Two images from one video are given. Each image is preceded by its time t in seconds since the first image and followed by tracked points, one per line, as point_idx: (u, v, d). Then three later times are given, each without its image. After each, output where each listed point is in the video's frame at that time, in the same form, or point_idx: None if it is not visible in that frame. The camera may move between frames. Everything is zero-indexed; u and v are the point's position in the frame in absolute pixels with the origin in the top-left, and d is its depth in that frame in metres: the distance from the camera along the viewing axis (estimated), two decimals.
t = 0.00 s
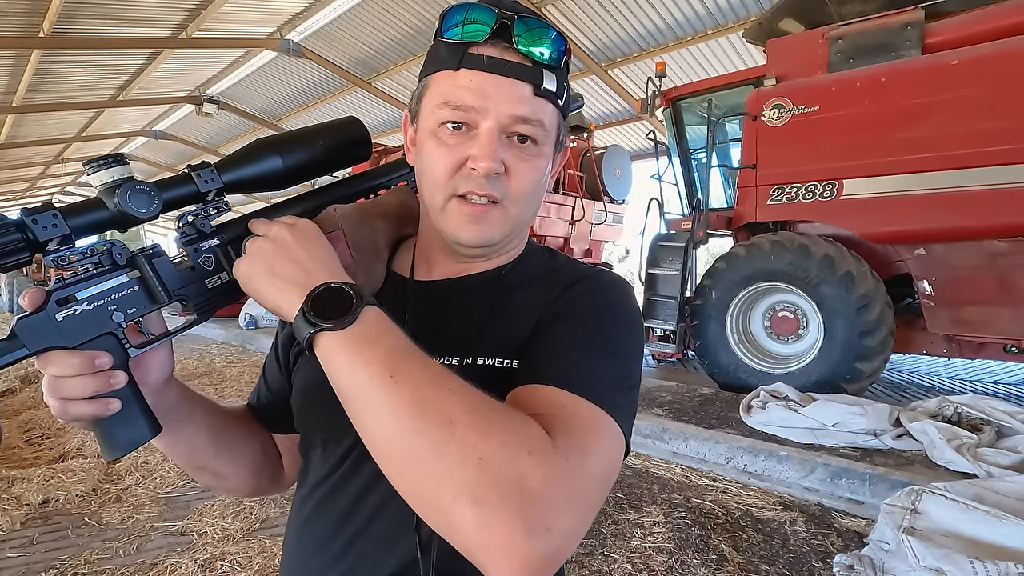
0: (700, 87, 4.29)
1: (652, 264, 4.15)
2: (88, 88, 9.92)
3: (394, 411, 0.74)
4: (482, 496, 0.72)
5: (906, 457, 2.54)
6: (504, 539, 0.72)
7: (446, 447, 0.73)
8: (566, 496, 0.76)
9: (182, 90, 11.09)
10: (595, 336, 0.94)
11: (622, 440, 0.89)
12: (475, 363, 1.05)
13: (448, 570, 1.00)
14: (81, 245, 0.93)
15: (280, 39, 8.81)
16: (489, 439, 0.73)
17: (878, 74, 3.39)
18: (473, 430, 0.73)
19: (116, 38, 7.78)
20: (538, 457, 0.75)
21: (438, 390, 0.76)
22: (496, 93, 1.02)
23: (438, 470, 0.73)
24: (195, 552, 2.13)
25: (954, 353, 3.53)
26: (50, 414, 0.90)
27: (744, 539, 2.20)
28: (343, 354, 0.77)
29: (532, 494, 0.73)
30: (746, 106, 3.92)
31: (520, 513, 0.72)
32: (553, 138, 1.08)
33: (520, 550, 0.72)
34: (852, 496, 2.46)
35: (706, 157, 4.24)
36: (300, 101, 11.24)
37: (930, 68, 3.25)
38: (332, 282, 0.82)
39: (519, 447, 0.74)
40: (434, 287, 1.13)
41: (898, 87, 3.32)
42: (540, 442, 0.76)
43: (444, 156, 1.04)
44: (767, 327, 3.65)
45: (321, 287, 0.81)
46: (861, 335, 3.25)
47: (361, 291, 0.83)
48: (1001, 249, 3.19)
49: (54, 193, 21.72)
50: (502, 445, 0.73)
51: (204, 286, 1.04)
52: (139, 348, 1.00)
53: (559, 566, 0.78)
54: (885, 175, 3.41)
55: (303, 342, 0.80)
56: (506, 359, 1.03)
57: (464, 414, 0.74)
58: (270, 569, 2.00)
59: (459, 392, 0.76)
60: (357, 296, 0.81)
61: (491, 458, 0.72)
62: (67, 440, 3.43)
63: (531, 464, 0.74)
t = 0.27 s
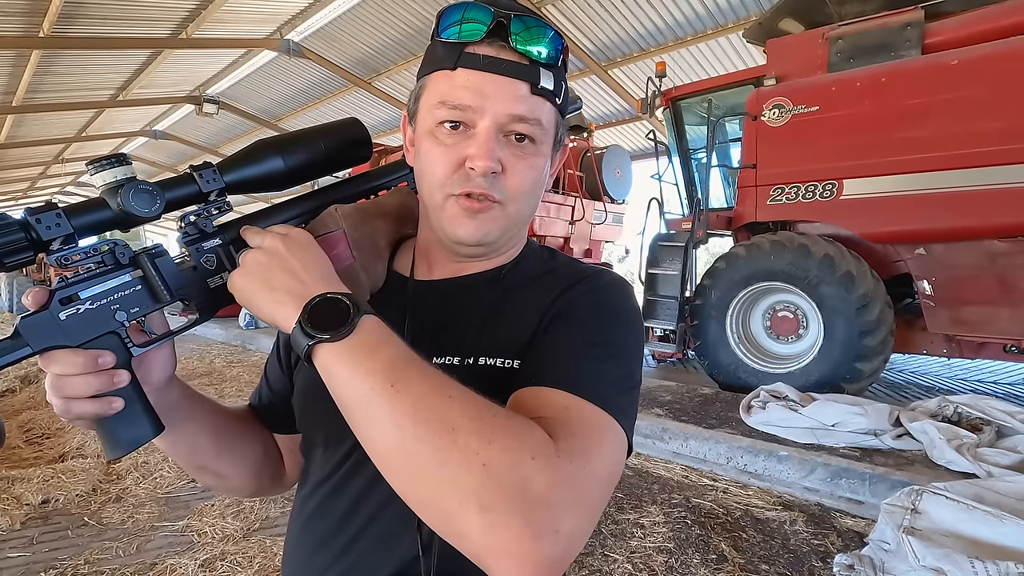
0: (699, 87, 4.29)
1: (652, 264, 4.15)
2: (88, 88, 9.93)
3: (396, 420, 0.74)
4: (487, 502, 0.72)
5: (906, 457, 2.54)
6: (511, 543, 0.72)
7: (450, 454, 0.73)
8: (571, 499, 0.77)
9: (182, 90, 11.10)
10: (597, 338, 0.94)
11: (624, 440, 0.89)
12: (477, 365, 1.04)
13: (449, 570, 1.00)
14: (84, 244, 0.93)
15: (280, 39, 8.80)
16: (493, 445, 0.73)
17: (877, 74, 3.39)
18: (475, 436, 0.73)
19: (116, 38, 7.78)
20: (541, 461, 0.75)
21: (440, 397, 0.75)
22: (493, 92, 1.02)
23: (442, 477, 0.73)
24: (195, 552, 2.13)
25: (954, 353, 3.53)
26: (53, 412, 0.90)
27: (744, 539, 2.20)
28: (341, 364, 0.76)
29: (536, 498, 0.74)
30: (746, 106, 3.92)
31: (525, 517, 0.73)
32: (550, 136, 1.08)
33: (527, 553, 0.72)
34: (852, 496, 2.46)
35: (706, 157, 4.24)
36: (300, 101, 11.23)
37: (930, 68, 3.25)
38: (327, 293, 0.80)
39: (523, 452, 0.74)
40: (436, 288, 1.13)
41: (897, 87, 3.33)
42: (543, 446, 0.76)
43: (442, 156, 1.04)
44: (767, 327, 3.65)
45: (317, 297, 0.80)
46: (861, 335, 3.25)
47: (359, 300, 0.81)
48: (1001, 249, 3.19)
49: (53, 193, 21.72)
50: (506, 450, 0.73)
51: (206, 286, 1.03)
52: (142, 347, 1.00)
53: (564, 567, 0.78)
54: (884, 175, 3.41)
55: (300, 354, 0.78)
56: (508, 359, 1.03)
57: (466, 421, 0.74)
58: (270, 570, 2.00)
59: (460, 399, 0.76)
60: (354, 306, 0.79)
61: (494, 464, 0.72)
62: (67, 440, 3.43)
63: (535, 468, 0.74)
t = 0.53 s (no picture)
0: (700, 88, 4.30)
1: (653, 264, 4.15)
2: (88, 88, 9.93)
3: (395, 423, 0.74)
4: (487, 501, 0.72)
5: (906, 458, 2.54)
6: (511, 541, 0.72)
7: (449, 455, 0.73)
8: (570, 498, 0.77)
9: (182, 91, 11.10)
10: (595, 337, 0.94)
11: (623, 438, 0.89)
12: (477, 364, 1.05)
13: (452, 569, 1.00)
14: (91, 247, 0.93)
15: (280, 39, 8.81)
16: (492, 445, 0.73)
17: (878, 74, 3.39)
18: (474, 436, 0.74)
19: (116, 38, 7.78)
20: (541, 460, 0.75)
21: (437, 399, 0.75)
22: (493, 94, 1.02)
23: (442, 477, 0.73)
24: (195, 553, 2.14)
25: (954, 353, 3.53)
26: (60, 412, 0.91)
27: (744, 539, 2.20)
28: (337, 369, 0.76)
29: (537, 497, 0.74)
30: (746, 107, 3.92)
31: (526, 515, 0.73)
32: (550, 138, 1.08)
33: (528, 551, 0.73)
34: (853, 497, 2.46)
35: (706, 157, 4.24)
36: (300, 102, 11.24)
37: (930, 69, 3.25)
38: (321, 298, 0.80)
39: (522, 451, 0.74)
40: (436, 289, 1.13)
41: (898, 87, 3.33)
42: (542, 445, 0.76)
43: (442, 157, 1.04)
44: (767, 327, 3.65)
45: (310, 303, 0.80)
46: (862, 335, 3.25)
47: (353, 304, 0.81)
48: (1001, 249, 3.19)
49: (53, 193, 21.71)
50: (505, 449, 0.73)
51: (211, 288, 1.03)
52: (147, 348, 1.00)
53: (564, 564, 0.78)
54: (884, 175, 3.41)
55: (295, 359, 0.78)
56: (508, 359, 1.03)
57: (464, 420, 0.74)
58: (270, 570, 2.00)
59: (457, 400, 0.76)
60: (348, 311, 0.79)
61: (493, 463, 0.73)
62: (68, 440, 3.43)
63: (533, 467, 0.74)
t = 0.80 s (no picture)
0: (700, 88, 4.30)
1: (653, 264, 4.15)
2: (88, 89, 9.93)
3: (395, 423, 0.74)
4: (488, 502, 0.72)
5: (906, 458, 2.54)
6: (511, 541, 0.72)
7: (450, 456, 0.73)
8: (570, 498, 0.77)
9: (182, 91, 11.10)
10: (594, 337, 0.94)
11: (622, 438, 0.90)
12: (476, 364, 1.05)
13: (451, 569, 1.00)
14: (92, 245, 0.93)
15: (280, 39, 8.81)
16: (492, 445, 0.73)
17: (877, 74, 3.40)
18: (474, 437, 0.74)
19: (117, 38, 7.78)
20: (540, 460, 0.75)
21: (436, 400, 0.75)
22: (492, 93, 1.02)
23: (443, 477, 0.73)
24: (195, 553, 2.13)
25: (954, 353, 3.53)
26: (61, 410, 0.91)
27: (744, 539, 2.20)
28: (337, 371, 0.76)
29: (537, 496, 0.74)
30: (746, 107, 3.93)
31: (526, 515, 0.73)
32: (549, 138, 1.09)
33: (528, 550, 0.73)
34: (853, 497, 2.46)
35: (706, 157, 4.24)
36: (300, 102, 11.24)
37: (930, 69, 3.26)
38: (323, 300, 0.81)
39: (521, 452, 0.74)
40: (436, 289, 1.13)
41: (897, 88, 3.33)
42: (541, 445, 0.76)
43: (442, 154, 1.04)
44: (767, 327, 3.65)
45: (310, 305, 0.80)
46: (861, 335, 3.26)
47: (354, 306, 0.81)
48: (1001, 250, 3.19)
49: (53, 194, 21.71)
50: (505, 450, 0.74)
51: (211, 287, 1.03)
52: (149, 347, 1.00)
53: (564, 563, 0.78)
54: (884, 175, 3.41)
55: (297, 361, 0.78)
56: (507, 359, 1.03)
57: (463, 421, 0.74)
58: (270, 570, 2.00)
59: (458, 401, 0.76)
60: (349, 312, 0.79)
61: (494, 464, 0.73)
62: (68, 440, 3.43)
63: (533, 468, 0.74)
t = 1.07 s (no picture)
0: (699, 88, 4.31)
1: (652, 264, 4.14)
2: (87, 88, 9.92)
3: (405, 414, 0.75)
4: (490, 499, 0.73)
5: (906, 457, 2.54)
6: (512, 539, 0.72)
7: (456, 449, 0.73)
8: (570, 499, 0.77)
9: (181, 91, 11.09)
10: (594, 337, 0.94)
11: (620, 440, 0.90)
12: (474, 364, 1.05)
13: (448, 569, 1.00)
14: (92, 244, 0.93)
15: (279, 39, 8.81)
16: (496, 443, 0.74)
17: (876, 74, 3.40)
18: (480, 433, 0.74)
19: (116, 38, 7.78)
20: (543, 460, 0.75)
21: (447, 395, 0.76)
22: (492, 95, 1.02)
23: (446, 472, 0.73)
24: (194, 552, 2.13)
25: (953, 353, 3.53)
26: (60, 410, 0.91)
27: (743, 539, 2.20)
28: (353, 358, 0.77)
29: (537, 496, 0.74)
30: (745, 107, 3.93)
31: (526, 515, 0.73)
32: (548, 140, 1.08)
33: (527, 549, 0.73)
34: (852, 496, 2.47)
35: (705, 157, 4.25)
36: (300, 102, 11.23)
37: (929, 69, 3.26)
38: (345, 290, 0.82)
39: (525, 451, 0.74)
40: (437, 289, 1.13)
41: (897, 88, 3.33)
42: (543, 445, 0.76)
43: (440, 157, 1.04)
44: (766, 326, 3.65)
45: (335, 292, 0.81)
46: (861, 335, 3.26)
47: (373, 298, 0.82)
48: (1000, 249, 3.19)
49: (52, 193, 21.68)
50: (508, 448, 0.74)
51: (209, 286, 1.03)
52: (148, 346, 1.00)
53: (563, 563, 0.79)
54: (884, 175, 3.41)
55: (314, 347, 0.79)
56: (505, 359, 1.03)
57: (469, 418, 0.74)
58: (269, 570, 2.00)
59: (467, 398, 0.76)
60: (370, 303, 0.81)
61: (498, 461, 0.73)
62: (67, 440, 3.42)
63: (536, 467, 0.74)
